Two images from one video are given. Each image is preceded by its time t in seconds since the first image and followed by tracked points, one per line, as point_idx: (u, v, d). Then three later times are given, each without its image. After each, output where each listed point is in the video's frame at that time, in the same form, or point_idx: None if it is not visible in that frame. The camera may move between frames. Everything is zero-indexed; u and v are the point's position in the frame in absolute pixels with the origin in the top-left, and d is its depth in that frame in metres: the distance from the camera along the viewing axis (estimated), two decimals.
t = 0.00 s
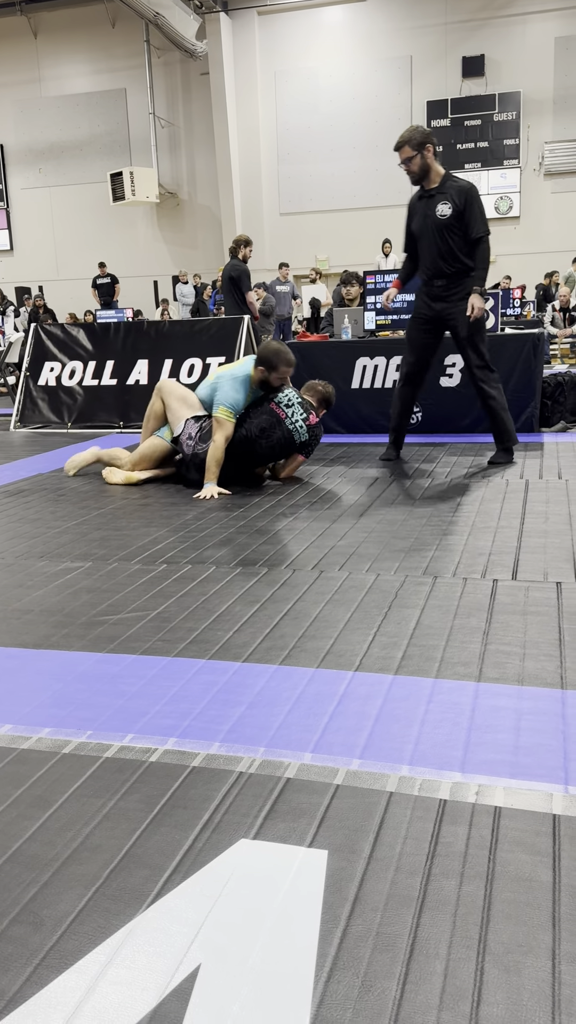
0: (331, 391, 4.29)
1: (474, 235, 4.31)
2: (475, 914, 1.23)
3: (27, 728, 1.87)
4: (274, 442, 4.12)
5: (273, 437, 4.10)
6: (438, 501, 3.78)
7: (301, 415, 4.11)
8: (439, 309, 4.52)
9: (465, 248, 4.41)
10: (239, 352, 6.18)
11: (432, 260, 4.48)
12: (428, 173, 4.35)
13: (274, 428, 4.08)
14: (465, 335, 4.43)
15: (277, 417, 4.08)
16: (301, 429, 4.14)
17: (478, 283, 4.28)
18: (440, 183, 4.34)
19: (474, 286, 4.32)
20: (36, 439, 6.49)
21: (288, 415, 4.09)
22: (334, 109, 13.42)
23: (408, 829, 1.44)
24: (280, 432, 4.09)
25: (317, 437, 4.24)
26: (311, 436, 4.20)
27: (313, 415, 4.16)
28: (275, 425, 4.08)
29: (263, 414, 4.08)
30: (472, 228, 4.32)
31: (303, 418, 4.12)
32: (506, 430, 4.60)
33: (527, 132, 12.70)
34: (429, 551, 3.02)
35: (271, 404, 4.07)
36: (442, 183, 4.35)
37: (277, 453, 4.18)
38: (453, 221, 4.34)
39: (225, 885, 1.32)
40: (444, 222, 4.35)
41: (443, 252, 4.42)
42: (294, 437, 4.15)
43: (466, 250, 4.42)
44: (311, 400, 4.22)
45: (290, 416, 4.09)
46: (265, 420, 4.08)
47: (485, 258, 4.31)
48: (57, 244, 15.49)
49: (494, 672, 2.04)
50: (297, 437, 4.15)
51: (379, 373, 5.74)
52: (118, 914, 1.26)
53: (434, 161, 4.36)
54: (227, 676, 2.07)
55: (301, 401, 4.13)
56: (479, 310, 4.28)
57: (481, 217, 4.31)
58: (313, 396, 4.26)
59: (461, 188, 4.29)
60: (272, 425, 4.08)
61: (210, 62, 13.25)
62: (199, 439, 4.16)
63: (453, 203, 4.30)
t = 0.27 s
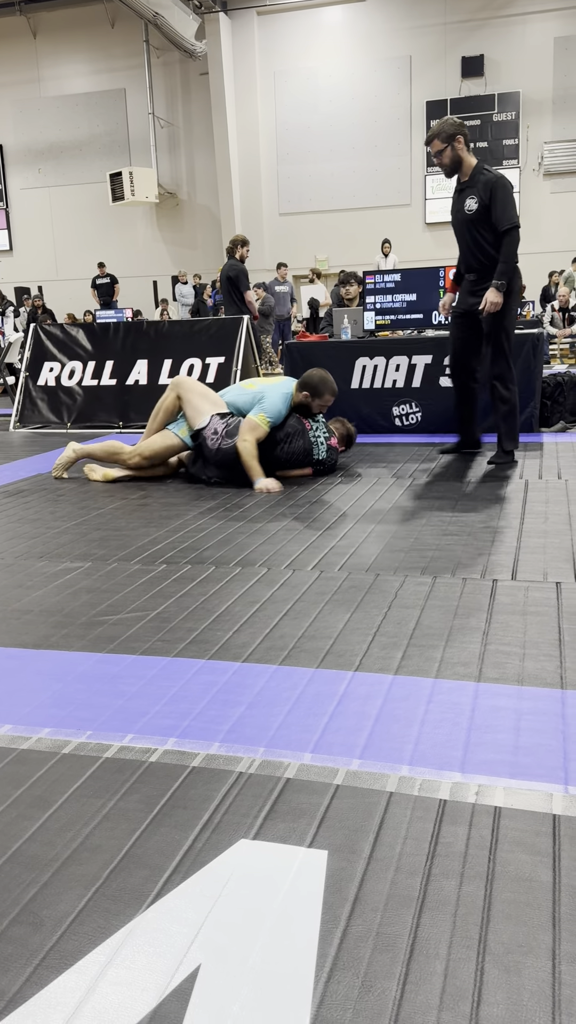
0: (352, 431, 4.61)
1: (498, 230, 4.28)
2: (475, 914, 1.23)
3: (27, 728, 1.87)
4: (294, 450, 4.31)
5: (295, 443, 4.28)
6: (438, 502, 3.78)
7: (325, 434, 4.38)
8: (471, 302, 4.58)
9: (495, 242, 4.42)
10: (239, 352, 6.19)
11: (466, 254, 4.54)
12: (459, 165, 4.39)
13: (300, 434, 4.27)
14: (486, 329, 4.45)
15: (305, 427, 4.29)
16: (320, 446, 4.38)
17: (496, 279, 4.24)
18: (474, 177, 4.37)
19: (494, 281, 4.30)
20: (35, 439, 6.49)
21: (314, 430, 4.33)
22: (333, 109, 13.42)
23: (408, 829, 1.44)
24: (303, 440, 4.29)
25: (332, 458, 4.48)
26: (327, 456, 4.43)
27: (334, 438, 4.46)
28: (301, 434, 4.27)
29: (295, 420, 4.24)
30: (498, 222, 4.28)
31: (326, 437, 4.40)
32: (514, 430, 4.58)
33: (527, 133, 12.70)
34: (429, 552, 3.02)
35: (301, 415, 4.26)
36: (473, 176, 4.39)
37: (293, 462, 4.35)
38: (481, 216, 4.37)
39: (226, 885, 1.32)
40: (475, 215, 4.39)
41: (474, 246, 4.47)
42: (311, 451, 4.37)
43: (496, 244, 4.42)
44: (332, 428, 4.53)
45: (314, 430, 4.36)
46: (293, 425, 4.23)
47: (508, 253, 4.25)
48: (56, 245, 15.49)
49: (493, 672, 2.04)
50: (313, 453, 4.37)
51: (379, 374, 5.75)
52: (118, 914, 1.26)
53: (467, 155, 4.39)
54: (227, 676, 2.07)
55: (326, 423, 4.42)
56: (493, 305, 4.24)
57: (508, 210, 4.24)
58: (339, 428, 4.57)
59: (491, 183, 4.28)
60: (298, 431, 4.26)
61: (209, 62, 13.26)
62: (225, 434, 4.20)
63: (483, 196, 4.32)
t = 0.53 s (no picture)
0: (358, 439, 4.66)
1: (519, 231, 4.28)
2: (474, 914, 1.23)
3: (26, 728, 1.87)
4: (300, 444, 4.34)
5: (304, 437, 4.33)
6: (437, 502, 3.78)
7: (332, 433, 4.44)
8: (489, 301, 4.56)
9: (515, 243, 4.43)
10: (238, 352, 6.18)
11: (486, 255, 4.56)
12: (486, 165, 4.39)
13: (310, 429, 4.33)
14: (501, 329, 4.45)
15: (315, 424, 4.37)
16: (327, 445, 4.42)
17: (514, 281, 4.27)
18: (499, 178, 4.36)
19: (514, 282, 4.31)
20: (35, 439, 6.49)
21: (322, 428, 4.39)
22: (333, 109, 13.43)
23: (407, 829, 1.44)
24: (312, 435, 4.35)
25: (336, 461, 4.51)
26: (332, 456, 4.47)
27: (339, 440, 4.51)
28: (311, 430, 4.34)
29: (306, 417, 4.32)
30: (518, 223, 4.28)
31: (332, 437, 4.45)
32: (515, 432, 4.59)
33: (526, 133, 12.71)
34: (429, 552, 3.02)
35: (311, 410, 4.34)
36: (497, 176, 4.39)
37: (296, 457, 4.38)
38: (502, 217, 4.38)
39: (224, 885, 1.32)
40: (496, 216, 4.38)
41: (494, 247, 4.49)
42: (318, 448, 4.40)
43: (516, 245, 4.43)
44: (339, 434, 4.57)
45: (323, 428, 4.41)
46: (303, 418, 4.30)
47: (527, 254, 4.28)
48: (56, 245, 15.49)
49: (492, 672, 2.04)
50: (319, 450, 4.40)
51: (378, 374, 5.76)
52: (116, 914, 1.26)
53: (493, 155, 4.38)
54: (226, 676, 2.07)
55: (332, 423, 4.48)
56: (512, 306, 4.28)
57: (530, 211, 4.24)
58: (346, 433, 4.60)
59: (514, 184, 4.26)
60: (308, 427, 4.33)
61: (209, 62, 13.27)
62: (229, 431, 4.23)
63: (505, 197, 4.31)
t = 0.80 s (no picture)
0: (368, 436, 4.45)
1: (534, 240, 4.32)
2: (476, 916, 1.23)
3: (27, 729, 1.87)
4: (293, 447, 4.25)
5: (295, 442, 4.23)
6: (437, 502, 3.77)
7: (329, 434, 4.27)
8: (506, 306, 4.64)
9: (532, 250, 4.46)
10: (239, 352, 6.17)
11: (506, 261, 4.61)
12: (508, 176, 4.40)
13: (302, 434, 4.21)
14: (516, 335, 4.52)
15: (309, 427, 4.21)
16: (323, 448, 4.30)
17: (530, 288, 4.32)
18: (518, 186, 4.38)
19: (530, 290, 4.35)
20: (35, 439, 6.49)
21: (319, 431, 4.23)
22: (333, 110, 13.43)
23: (409, 830, 1.44)
24: (305, 440, 4.23)
25: (335, 460, 4.39)
26: (330, 457, 4.36)
27: (339, 440, 4.34)
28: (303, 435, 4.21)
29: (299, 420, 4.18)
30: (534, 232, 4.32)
31: (329, 439, 4.29)
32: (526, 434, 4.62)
33: (527, 134, 12.74)
34: (429, 553, 3.02)
35: (305, 412, 4.18)
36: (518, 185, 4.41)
37: (291, 459, 4.32)
38: (519, 224, 4.41)
39: (226, 886, 1.32)
40: (514, 224, 4.43)
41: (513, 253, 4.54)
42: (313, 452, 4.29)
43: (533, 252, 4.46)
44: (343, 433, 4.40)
45: (319, 428, 4.23)
46: (293, 422, 4.17)
47: (543, 262, 4.32)
48: (56, 245, 15.49)
49: (494, 673, 2.04)
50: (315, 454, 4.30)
51: (379, 374, 5.76)
52: (118, 916, 1.26)
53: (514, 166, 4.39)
54: (227, 677, 2.07)
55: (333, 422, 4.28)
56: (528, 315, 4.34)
57: (546, 220, 4.28)
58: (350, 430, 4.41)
59: (529, 193, 4.29)
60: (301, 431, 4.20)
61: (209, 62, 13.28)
62: (222, 431, 4.28)
63: (521, 207, 4.35)
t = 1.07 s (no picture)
0: (371, 437, 4.43)
1: (534, 237, 4.43)
2: (477, 917, 1.23)
3: (28, 729, 1.87)
4: (292, 450, 4.27)
5: (295, 445, 4.24)
6: (438, 503, 3.78)
7: (329, 439, 4.26)
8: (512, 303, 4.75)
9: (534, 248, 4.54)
10: (239, 352, 6.17)
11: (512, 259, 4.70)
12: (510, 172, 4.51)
13: (302, 437, 4.22)
14: (519, 331, 4.61)
15: (309, 431, 4.21)
16: (323, 452, 4.31)
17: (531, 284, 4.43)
18: (521, 185, 4.47)
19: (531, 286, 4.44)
20: (35, 439, 6.50)
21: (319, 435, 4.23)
22: (333, 110, 13.44)
23: (410, 831, 1.44)
24: (304, 443, 4.24)
25: (336, 465, 4.39)
26: (330, 462, 4.35)
27: (341, 446, 4.33)
28: (302, 439, 4.22)
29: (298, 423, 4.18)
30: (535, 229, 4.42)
31: (330, 444, 4.28)
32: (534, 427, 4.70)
33: (527, 134, 12.75)
34: (430, 553, 3.02)
35: (306, 415, 4.18)
36: (521, 184, 4.55)
37: (291, 463, 4.33)
38: (522, 223, 4.50)
39: (227, 886, 1.32)
40: (515, 223, 4.54)
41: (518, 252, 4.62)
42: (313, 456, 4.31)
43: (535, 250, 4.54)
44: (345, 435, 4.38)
45: (320, 432, 4.23)
46: (293, 425, 4.18)
47: (543, 259, 4.39)
48: (57, 245, 15.49)
49: (494, 673, 2.04)
50: (314, 458, 4.31)
51: (380, 375, 5.76)
52: (118, 917, 1.26)
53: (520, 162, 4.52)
54: (227, 677, 2.07)
55: (334, 427, 4.27)
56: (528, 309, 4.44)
57: (546, 217, 4.38)
58: (352, 433, 4.40)
59: (529, 192, 4.40)
60: (301, 434, 4.20)
61: (210, 62, 13.29)
62: (224, 432, 4.27)
63: (522, 205, 4.46)
